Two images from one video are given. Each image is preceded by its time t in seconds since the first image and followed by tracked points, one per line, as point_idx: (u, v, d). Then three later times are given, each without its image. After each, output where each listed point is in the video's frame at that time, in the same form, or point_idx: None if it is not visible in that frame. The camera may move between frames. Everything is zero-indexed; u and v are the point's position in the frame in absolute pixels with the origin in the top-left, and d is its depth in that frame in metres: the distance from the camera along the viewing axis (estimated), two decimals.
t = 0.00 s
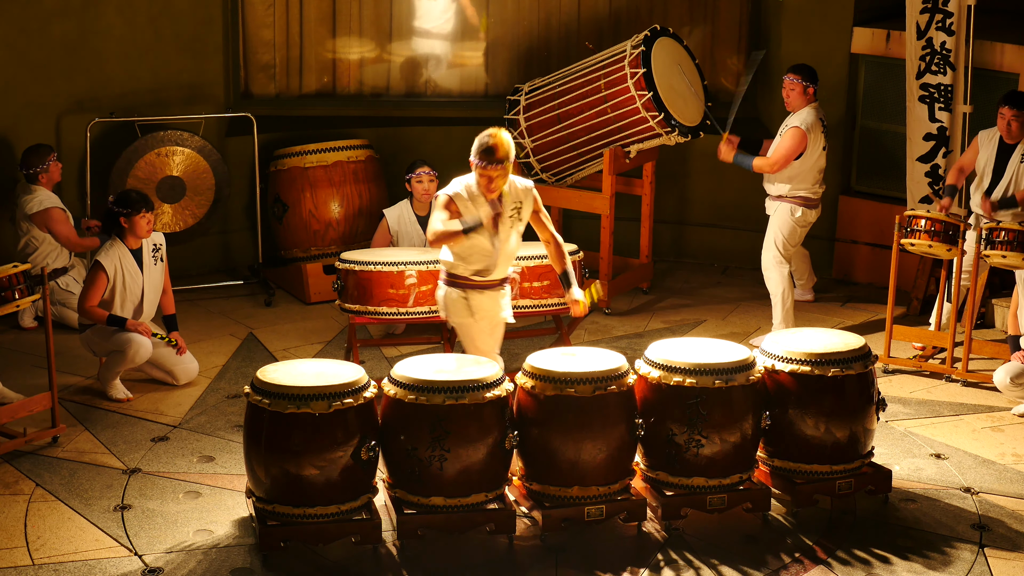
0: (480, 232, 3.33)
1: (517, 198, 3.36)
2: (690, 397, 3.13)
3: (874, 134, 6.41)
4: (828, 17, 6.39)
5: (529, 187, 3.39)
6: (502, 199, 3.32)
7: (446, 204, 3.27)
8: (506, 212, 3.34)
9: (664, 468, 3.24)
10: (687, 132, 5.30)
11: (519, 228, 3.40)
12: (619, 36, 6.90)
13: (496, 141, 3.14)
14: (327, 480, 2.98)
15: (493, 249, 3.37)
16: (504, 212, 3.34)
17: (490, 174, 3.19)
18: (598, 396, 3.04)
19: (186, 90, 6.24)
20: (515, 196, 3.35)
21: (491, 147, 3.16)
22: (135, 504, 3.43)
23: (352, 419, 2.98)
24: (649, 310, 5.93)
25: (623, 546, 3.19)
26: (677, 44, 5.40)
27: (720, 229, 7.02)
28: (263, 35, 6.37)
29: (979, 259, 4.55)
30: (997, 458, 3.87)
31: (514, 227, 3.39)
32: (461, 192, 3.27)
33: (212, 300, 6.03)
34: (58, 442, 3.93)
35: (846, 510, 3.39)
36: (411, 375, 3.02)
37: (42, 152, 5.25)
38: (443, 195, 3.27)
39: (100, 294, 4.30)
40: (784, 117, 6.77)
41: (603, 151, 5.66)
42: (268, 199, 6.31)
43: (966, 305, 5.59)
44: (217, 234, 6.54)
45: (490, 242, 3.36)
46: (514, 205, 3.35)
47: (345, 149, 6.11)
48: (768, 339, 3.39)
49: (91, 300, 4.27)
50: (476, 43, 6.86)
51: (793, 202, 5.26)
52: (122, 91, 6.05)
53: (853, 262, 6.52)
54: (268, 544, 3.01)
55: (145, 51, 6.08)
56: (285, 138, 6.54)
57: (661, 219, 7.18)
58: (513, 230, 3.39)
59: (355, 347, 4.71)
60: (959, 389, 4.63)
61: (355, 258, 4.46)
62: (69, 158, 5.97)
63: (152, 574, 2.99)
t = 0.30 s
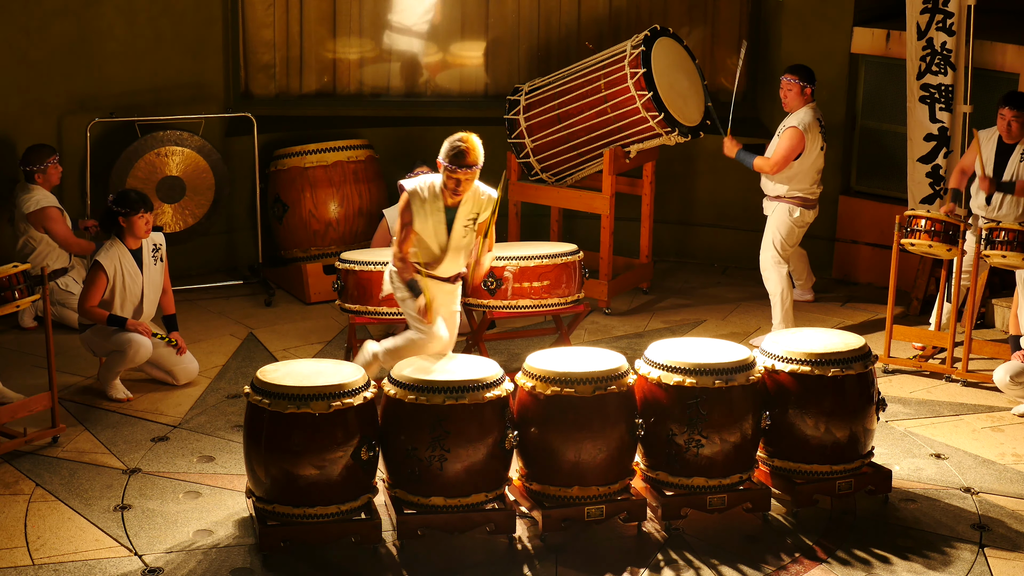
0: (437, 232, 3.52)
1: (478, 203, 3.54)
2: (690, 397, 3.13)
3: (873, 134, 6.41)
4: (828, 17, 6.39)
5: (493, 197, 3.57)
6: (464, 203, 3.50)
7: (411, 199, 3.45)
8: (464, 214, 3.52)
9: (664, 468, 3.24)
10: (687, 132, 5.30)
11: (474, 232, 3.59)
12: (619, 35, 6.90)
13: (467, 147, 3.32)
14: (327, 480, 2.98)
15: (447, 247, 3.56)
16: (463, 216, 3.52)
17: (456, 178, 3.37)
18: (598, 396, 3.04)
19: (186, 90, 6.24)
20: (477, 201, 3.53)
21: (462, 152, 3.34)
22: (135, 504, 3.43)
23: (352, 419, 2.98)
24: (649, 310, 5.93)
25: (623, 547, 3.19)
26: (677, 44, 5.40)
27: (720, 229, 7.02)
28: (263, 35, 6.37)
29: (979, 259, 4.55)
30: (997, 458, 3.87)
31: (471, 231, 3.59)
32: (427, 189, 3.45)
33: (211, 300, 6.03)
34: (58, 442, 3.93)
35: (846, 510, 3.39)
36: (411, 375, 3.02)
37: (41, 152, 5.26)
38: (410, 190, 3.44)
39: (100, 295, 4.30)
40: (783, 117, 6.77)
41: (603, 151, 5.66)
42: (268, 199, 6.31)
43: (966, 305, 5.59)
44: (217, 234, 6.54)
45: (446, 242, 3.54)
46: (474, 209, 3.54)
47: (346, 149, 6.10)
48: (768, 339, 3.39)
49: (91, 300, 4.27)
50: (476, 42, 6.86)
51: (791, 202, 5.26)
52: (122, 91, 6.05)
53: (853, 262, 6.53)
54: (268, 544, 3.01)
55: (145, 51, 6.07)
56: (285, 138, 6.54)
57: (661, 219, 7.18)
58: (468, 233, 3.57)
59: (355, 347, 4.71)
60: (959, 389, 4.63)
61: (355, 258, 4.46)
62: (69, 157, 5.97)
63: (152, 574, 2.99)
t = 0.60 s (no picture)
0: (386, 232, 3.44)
1: (434, 213, 3.44)
2: (690, 397, 3.13)
3: (873, 134, 6.42)
4: (828, 17, 6.39)
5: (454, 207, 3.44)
6: (417, 207, 3.40)
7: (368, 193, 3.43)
8: (415, 219, 3.41)
9: (663, 468, 3.24)
10: (687, 132, 5.31)
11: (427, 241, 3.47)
12: (619, 35, 6.90)
13: (420, 148, 3.26)
14: (327, 480, 2.98)
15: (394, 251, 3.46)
16: (413, 222, 3.41)
17: (407, 178, 3.32)
18: (598, 396, 3.04)
19: (185, 90, 6.23)
20: (431, 209, 3.43)
21: (416, 152, 3.28)
22: (135, 504, 3.43)
23: (352, 419, 2.98)
24: (649, 310, 5.93)
25: (623, 546, 3.19)
26: (677, 44, 5.40)
27: (720, 229, 7.03)
28: (263, 35, 6.41)
29: (979, 259, 4.55)
30: (997, 458, 3.87)
31: (421, 241, 3.47)
32: (384, 187, 3.41)
33: (212, 300, 6.03)
34: (58, 442, 3.93)
35: (846, 510, 3.39)
36: (411, 375, 3.01)
37: (42, 153, 5.26)
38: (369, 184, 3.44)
39: (99, 295, 4.30)
40: (784, 117, 6.77)
41: (603, 151, 5.66)
42: (268, 200, 6.31)
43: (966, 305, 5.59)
44: (218, 234, 6.54)
45: (392, 244, 3.45)
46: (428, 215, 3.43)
47: (345, 149, 6.10)
48: (768, 339, 3.39)
49: (91, 300, 4.27)
50: (476, 42, 6.89)
51: (791, 203, 5.25)
52: (122, 92, 6.05)
53: (853, 262, 6.53)
54: (268, 544, 3.01)
55: (145, 51, 6.07)
56: (286, 138, 6.54)
57: (661, 219, 7.19)
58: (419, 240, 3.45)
59: (355, 347, 4.70)
60: (959, 389, 4.63)
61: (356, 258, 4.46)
62: (69, 157, 5.97)
63: (153, 574, 2.99)
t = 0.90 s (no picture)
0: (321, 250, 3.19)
1: (369, 224, 3.21)
2: (690, 397, 3.13)
3: (873, 134, 6.41)
4: (828, 17, 6.39)
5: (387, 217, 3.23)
6: (352, 218, 3.19)
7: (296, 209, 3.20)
8: (350, 231, 3.19)
9: (663, 468, 3.24)
10: (687, 132, 5.31)
11: (365, 255, 3.24)
12: (618, 34, 6.94)
13: (350, 155, 3.08)
14: (327, 480, 2.98)
15: (333, 268, 3.21)
16: (349, 234, 3.19)
17: (336, 186, 3.11)
18: (598, 396, 3.04)
19: (185, 90, 6.22)
20: (366, 220, 3.21)
21: (346, 160, 3.09)
22: (136, 504, 3.43)
23: (352, 419, 2.97)
24: (649, 310, 5.93)
25: (622, 546, 3.19)
26: (677, 43, 5.40)
27: (720, 229, 7.03)
28: (263, 34, 6.46)
29: (979, 259, 4.55)
30: (997, 458, 3.87)
31: (361, 256, 3.23)
32: (314, 202, 3.19)
33: (212, 300, 6.03)
34: (59, 443, 3.93)
35: (846, 510, 3.39)
36: (411, 376, 3.02)
37: (46, 155, 5.26)
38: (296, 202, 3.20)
39: (98, 294, 4.31)
40: (783, 117, 6.77)
41: (603, 151, 5.66)
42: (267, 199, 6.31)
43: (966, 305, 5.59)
44: (218, 234, 6.54)
45: (331, 261, 3.20)
46: (364, 228, 3.21)
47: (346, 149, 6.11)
48: (768, 339, 3.39)
49: (91, 300, 4.29)
50: (476, 43, 6.95)
51: (791, 203, 5.25)
52: (121, 91, 6.04)
53: (853, 262, 6.53)
54: (268, 544, 3.01)
55: (145, 50, 6.06)
56: (285, 138, 6.55)
57: (661, 219, 7.19)
58: (357, 253, 3.22)
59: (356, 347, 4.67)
60: (959, 389, 4.63)
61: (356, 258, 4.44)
62: (69, 157, 5.96)
63: (153, 574, 2.99)
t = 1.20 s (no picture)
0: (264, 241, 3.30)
1: (307, 208, 3.34)
2: (690, 397, 3.13)
3: (873, 134, 6.42)
4: (828, 17, 6.38)
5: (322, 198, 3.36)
6: (289, 207, 3.30)
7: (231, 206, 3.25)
8: (290, 219, 3.31)
9: (664, 468, 3.24)
10: (687, 132, 5.31)
11: (306, 240, 3.37)
12: (618, 33, 6.95)
13: (287, 150, 3.16)
14: (327, 480, 2.98)
15: (277, 257, 3.33)
16: (289, 222, 3.31)
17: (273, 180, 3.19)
18: (598, 396, 3.04)
19: (185, 90, 6.20)
20: (304, 205, 3.33)
21: (282, 155, 3.17)
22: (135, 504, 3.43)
23: (352, 419, 2.97)
24: (649, 310, 5.93)
25: (622, 546, 3.19)
26: (677, 44, 5.40)
27: (720, 229, 7.03)
28: (263, 35, 6.47)
29: (979, 259, 4.55)
30: (997, 458, 3.87)
31: (301, 241, 3.36)
32: (247, 194, 3.27)
33: (212, 300, 6.03)
34: (59, 442, 3.94)
35: (846, 510, 3.40)
36: (411, 375, 3.01)
37: (49, 154, 5.27)
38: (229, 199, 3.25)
39: (98, 294, 4.31)
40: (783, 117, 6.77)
41: (603, 151, 5.66)
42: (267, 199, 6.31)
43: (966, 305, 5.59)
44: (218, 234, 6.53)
45: (275, 250, 3.31)
46: (302, 215, 3.33)
47: (346, 149, 6.10)
48: (768, 339, 3.39)
49: (90, 300, 4.28)
50: (476, 43, 6.98)
51: (791, 202, 5.25)
52: (121, 91, 6.04)
53: (853, 262, 6.53)
54: (267, 544, 3.01)
55: (145, 50, 6.06)
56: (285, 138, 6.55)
57: (661, 219, 7.19)
58: (298, 239, 3.35)
59: (355, 347, 4.70)
60: (959, 389, 4.63)
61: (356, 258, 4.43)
62: (69, 157, 5.95)
63: (152, 574, 2.99)
